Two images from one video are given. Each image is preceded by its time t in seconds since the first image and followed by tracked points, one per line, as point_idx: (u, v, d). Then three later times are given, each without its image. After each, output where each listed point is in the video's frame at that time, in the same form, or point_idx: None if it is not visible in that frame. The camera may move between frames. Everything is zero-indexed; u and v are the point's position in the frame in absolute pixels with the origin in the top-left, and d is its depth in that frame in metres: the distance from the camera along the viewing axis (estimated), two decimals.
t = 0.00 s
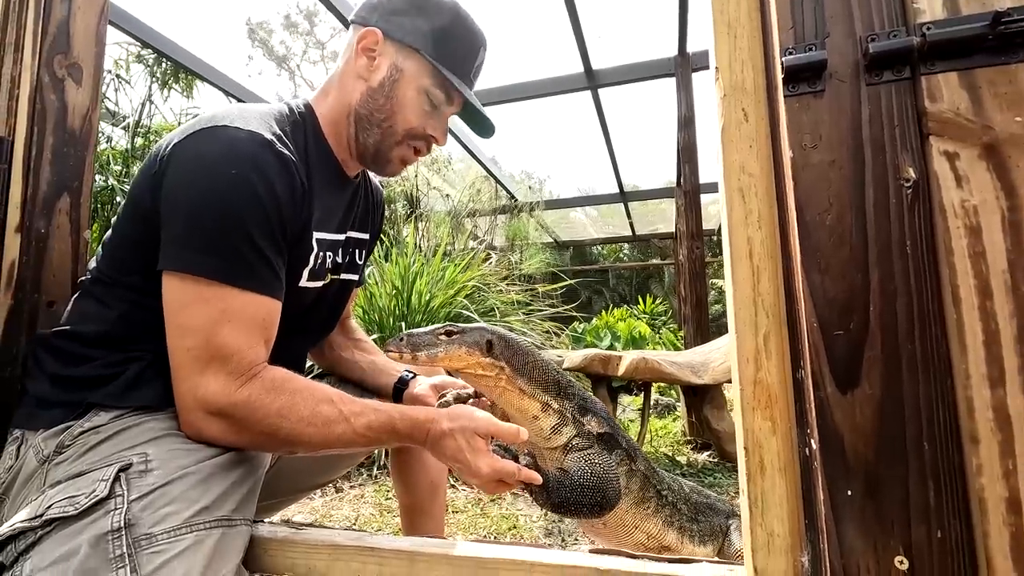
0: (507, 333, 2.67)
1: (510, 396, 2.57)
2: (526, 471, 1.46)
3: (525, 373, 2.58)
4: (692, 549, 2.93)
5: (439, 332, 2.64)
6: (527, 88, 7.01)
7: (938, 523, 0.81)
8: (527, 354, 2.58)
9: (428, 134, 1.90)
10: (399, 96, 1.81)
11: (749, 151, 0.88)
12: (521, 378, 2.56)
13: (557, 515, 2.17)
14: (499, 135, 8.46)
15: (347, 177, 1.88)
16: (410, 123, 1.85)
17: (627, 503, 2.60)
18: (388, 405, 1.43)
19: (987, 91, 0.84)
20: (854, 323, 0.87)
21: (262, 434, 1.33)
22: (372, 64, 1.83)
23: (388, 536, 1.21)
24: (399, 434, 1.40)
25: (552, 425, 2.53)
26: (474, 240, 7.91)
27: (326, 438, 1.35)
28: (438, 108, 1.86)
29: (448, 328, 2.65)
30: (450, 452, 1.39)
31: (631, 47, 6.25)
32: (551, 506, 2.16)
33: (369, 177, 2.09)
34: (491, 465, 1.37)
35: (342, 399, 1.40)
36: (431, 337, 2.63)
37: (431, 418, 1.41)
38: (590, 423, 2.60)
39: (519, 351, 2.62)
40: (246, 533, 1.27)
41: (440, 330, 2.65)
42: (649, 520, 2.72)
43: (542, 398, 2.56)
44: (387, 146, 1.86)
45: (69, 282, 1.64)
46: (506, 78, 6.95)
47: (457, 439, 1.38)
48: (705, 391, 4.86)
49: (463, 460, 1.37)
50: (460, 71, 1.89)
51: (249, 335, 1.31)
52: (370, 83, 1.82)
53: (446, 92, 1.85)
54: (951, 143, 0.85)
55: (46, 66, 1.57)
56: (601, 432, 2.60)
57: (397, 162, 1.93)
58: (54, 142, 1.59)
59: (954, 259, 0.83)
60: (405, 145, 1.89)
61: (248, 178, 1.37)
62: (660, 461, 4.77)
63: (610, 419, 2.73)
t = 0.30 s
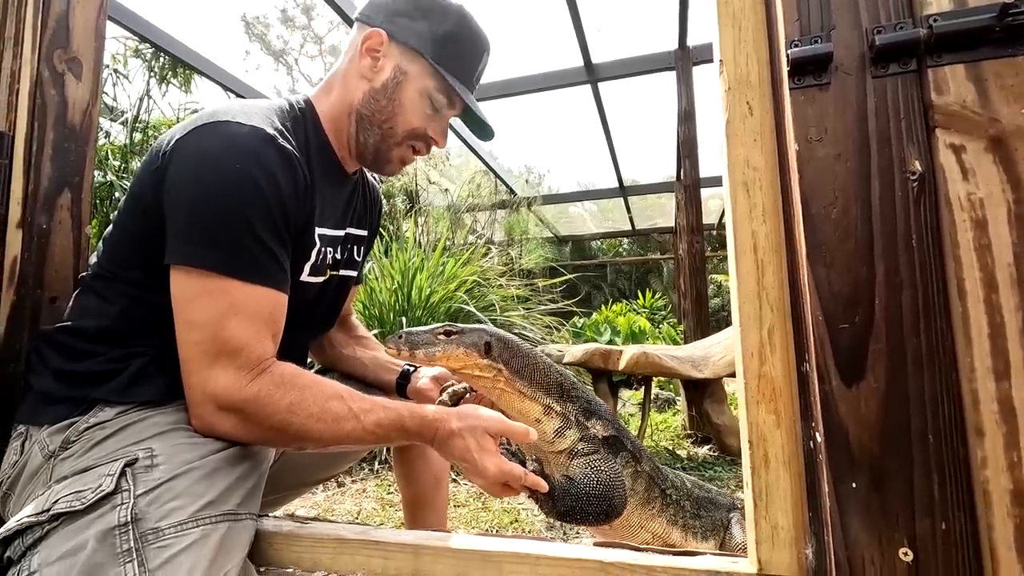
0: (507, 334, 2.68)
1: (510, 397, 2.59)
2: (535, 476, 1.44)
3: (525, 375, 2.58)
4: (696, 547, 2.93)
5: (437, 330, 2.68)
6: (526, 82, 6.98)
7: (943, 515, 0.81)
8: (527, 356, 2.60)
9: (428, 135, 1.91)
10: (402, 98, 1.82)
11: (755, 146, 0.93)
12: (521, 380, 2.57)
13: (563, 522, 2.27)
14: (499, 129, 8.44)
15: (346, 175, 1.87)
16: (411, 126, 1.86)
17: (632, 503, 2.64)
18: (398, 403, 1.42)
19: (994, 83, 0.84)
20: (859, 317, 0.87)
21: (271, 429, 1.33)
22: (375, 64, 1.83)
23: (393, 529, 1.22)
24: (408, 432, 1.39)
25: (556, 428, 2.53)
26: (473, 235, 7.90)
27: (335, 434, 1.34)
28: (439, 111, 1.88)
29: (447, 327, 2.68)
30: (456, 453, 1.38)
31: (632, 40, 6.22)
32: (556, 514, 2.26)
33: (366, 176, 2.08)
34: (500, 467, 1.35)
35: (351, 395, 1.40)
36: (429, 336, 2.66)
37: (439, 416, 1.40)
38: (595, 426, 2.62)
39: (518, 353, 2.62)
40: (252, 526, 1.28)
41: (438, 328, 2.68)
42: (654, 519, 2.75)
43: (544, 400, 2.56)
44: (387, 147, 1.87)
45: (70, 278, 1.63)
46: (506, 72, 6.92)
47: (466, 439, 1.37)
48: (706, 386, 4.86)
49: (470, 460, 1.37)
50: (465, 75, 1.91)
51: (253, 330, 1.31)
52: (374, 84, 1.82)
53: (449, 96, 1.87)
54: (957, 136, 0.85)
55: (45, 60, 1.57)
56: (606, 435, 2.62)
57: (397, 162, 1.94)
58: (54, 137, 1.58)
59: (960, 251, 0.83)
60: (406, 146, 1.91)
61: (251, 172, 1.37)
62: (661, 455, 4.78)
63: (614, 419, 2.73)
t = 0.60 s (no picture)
0: (508, 328, 2.59)
1: (511, 391, 2.54)
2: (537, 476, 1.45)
3: (527, 370, 2.52)
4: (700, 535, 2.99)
5: (439, 322, 2.56)
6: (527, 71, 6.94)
7: (949, 500, 0.82)
8: (528, 353, 2.53)
9: (432, 132, 1.91)
10: (407, 94, 1.81)
11: (760, 132, 0.94)
12: (522, 374, 2.51)
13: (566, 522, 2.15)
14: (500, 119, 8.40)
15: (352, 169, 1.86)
16: (415, 122, 1.85)
17: (637, 495, 2.68)
18: (402, 401, 1.42)
19: (1003, 67, 0.83)
20: (866, 305, 0.87)
21: (278, 422, 1.34)
22: (382, 59, 1.82)
23: (401, 519, 1.23)
24: (412, 429, 1.39)
25: (558, 422, 2.53)
26: (476, 225, 7.88)
27: (339, 430, 1.34)
28: (442, 109, 1.88)
29: (449, 319, 2.56)
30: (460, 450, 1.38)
31: (633, 27, 6.17)
32: (560, 515, 2.13)
33: (370, 171, 2.07)
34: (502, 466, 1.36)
35: (355, 392, 1.40)
36: (431, 326, 2.54)
37: (443, 415, 1.41)
38: (600, 421, 2.58)
39: (519, 347, 2.56)
40: (262, 517, 1.29)
41: (440, 319, 2.56)
42: (660, 510, 2.80)
43: (547, 394, 2.53)
44: (393, 142, 1.86)
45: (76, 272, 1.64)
46: (506, 61, 6.87)
47: (470, 437, 1.38)
48: (709, 374, 4.86)
49: (473, 459, 1.37)
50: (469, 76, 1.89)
51: (260, 324, 1.32)
52: (380, 79, 1.81)
53: (452, 95, 1.86)
54: (966, 121, 0.84)
55: (47, 55, 1.56)
56: (611, 431, 2.58)
57: (402, 157, 1.94)
58: (57, 132, 1.58)
59: (968, 238, 0.83)
60: (411, 142, 1.90)
61: (259, 168, 1.37)
62: (665, 443, 4.79)
63: (619, 412, 2.71)
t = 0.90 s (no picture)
0: (504, 323, 2.70)
1: (505, 385, 2.65)
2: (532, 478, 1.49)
3: (521, 365, 2.63)
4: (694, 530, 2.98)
5: (435, 314, 2.68)
6: (527, 62, 6.91)
7: (943, 493, 0.82)
8: (522, 348, 2.64)
9: (410, 89, 1.84)
10: (372, 53, 1.81)
11: (761, 127, 0.93)
12: (517, 369, 2.62)
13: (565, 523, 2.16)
14: (500, 111, 8.37)
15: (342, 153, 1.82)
16: (387, 78, 1.81)
17: (631, 490, 2.73)
18: (401, 397, 1.41)
19: (1005, 63, 0.83)
20: (864, 299, 0.87)
21: (279, 414, 1.33)
22: (349, 34, 1.87)
23: (399, 509, 1.24)
24: (410, 427, 1.39)
25: (553, 417, 2.61)
26: (475, 217, 7.87)
27: (338, 425, 1.33)
28: (416, 58, 1.84)
29: (445, 312, 2.68)
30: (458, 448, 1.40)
31: (635, 19, 6.13)
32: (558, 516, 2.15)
33: (370, 164, 2.06)
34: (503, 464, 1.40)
35: (355, 386, 1.39)
36: (427, 318, 2.67)
37: (442, 412, 1.41)
38: (595, 418, 2.64)
39: (514, 343, 2.66)
40: (263, 506, 1.30)
41: (436, 312, 2.68)
42: (655, 506, 2.82)
43: (541, 390, 2.62)
44: (368, 109, 1.80)
45: (75, 262, 1.64)
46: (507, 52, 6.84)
47: (470, 437, 1.40)
48: (707, 367, 4.86)
49: (471, 457, 1.39)
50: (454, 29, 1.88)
51: (262, 315, 1.32)
52: (349, 50, 1.85)
53: (421, 39, 1.83)
54: (966, 117, 0.84)
55: (45, 43, 1.55)
56: (606, 427, 2.63)
57: (384, 129, 1.86)
58: (55, 122, 1.58)
59: (967, 234, 0.84)
60: (387, 104, 1.82)
61: (264, 160, 1.37)
62: (663, 436, 4.81)
63: (615, 409, 2.76)
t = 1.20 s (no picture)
0: (496, 321, 2.72)
1: (492, 381, 2.68)
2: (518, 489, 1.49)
3: (509, 362, 2.65)
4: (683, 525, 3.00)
5: (433, 300, 2.72)
6: (526, 53, 6.87)
7: (928, 489, 0.84)
8: (509, 345, 2.66)
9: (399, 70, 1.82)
10: (361, 35, 1.80)
11: (758, 123, 0.95)
12: (504, 366, 2.64)
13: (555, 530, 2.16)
14: (498, 102, 8.33)
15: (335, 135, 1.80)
16: (375, 56, 1.79)
17: (619, 487, 2.74)
18: (393, 402, 1.43)
19: (1000, 64, 0.84)
20: (855, 297, 0.88)
21: (267, 412, 1.35)
22: (342, 19, 1.87)
23: (392, 498, 1.26)
24: (401, 432, 1.40)
25: (540, 415, 2.62)
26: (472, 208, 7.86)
27: (329, 427, 1.35)
28: (406, 42, 1.83)
29: (443, 300, 2.71)
30: (448, 451, 1.43)
31: (635, 11, 6.10)
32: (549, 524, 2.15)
33: (370, 154, 2.06)
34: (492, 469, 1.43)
35: (347, 389, 1.40)
36: (424, 302, 2.72)
37: (432, 420, 1.43)
38: (582, 416, 2.64)
39: (502, 340, 2.68)
40: (255, 494, 1.32)
41: (434, 298, 2.72)
42: (643, 502, 2.83)
43: (529, 387, 2.64)
44: (358, 92, 1.80)
45: (69, 248, 1.64)
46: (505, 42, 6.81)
47: (461, 445, 1.43)
48: (701, 362, 4.87)
49: (462, 466, 1.42)
50: (444, 11, 1.87)
51: (251, 314, 1.32)
52: (341, 34, 1.85)
53: (410, 21, 1.82)
54: (960, 117, 0.85)
55: (38, 26, 1.54)
56: (593, 425, 2.64)
57: (378, 113, 1.84)
58: (49, 105, 1.57)
59: (957, 233, 0.85)
60: (376, 87, 1.81)
61: (259, 152, 1.37)
62: (655, 430, 4.83)
63: (603, 406, 2.77)
